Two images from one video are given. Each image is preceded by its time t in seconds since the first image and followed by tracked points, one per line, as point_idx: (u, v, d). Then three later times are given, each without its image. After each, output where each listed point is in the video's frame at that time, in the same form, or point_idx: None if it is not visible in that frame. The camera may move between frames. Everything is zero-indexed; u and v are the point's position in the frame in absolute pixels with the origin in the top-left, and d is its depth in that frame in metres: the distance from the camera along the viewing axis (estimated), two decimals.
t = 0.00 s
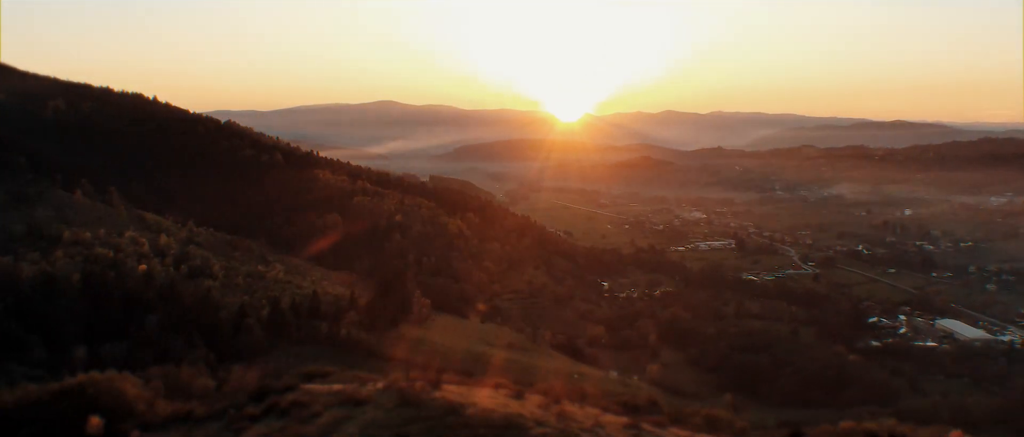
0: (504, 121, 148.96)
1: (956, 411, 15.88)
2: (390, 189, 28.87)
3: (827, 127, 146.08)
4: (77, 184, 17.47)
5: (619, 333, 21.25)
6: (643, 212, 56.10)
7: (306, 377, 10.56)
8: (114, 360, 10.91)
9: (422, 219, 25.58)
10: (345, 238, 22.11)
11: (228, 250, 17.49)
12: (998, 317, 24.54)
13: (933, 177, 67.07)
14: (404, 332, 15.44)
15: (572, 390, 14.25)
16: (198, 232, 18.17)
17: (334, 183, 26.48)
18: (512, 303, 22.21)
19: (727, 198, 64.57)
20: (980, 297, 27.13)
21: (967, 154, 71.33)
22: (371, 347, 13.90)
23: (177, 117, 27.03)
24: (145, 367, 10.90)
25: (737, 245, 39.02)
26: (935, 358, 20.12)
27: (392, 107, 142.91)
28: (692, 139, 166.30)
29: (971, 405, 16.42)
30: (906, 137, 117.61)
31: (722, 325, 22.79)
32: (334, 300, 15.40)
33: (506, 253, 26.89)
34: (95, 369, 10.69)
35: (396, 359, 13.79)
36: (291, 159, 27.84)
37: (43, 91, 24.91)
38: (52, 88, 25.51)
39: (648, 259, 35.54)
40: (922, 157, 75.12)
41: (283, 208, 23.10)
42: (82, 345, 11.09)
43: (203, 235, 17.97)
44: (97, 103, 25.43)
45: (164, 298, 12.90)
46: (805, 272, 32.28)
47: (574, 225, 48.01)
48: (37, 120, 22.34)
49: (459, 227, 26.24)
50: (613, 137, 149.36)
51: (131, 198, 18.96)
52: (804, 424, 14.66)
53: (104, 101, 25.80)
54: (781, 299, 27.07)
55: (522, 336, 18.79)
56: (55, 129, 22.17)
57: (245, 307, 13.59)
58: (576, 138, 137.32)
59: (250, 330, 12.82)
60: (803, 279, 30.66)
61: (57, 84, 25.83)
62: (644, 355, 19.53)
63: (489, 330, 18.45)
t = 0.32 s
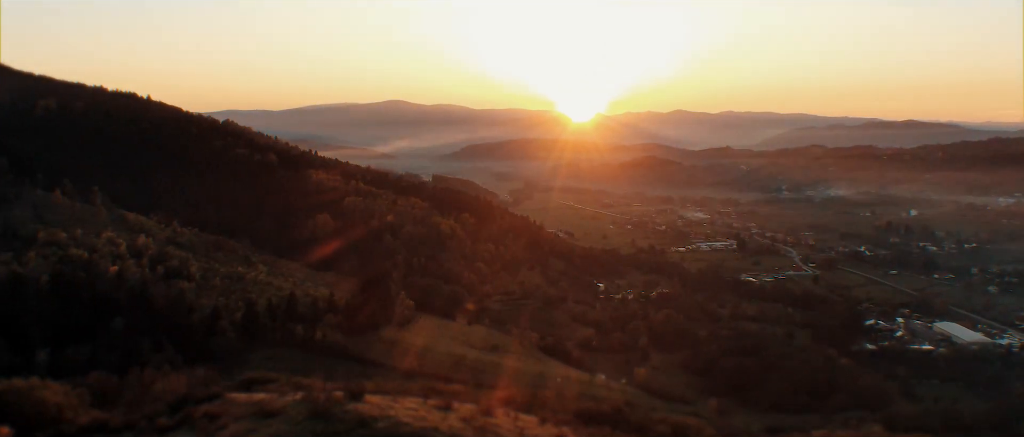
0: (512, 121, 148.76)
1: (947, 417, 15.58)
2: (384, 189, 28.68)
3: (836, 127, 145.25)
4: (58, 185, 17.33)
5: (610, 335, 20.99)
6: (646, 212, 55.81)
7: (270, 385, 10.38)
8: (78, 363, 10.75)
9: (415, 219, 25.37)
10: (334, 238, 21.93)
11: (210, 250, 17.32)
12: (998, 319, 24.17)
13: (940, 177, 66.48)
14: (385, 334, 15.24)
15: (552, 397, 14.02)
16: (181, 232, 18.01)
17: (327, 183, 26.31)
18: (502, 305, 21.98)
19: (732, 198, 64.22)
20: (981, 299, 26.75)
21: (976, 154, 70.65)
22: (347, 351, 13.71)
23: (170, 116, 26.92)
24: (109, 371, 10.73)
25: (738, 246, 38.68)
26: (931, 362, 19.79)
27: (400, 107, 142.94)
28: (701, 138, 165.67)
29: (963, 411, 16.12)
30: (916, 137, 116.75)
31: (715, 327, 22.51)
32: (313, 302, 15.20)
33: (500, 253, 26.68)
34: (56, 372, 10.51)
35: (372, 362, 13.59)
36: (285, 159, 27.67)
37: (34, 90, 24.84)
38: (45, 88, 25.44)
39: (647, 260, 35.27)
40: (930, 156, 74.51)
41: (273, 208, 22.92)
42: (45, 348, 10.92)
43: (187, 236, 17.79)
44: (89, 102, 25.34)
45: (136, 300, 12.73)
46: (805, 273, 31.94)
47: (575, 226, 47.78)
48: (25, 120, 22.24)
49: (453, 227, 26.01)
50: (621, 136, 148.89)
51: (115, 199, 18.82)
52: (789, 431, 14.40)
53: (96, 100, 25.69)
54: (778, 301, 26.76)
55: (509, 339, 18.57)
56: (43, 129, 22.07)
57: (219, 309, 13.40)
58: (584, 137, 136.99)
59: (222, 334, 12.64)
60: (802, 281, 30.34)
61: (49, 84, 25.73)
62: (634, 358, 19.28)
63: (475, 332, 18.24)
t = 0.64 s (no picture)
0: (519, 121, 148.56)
1: (936, 422, 15.25)
2: (377, 189, 28.51)
3: (847, 127, 144.35)
4: (38, 186, 17.23)
5: (599, 338, 20.74)
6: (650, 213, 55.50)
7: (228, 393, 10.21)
8: (36, 367, 10.60)
9: (406, 220, 25.17)
10: (321, 239, 21.76)
11: (190, 251, 17.18)
12: (997, 322, 23.78)
13: (948, 177, 65.84)
14: (363, 338, 15.04)
15: (529, 402, 13.77)
16: (162, 233, 17.88)
17: (318, 183, 26.14)
18: (492, 307, 21.75)
19: (736, 198, 63.83)
20: (981, 301, 26.35)
21: (984, 154, 70.01)
22: (320, 353, 13.50)
23: (161, 117, 26.84)
24: (68, 379, 10.56)
25: (738, 247, 38.35)
26: (925, 366, 19.42)
27: (407, 107, 143.00)
28: (710, 137, 165.00)
29: (952, 416, 15.81)
30: (926, 137, 115.84)
31: (708, 330, 22.19)
32: (289, 305, 15.00)
33: (493, 254, 26.45)
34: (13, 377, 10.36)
35: (345, 367, 13.40)
36: (277, 159, 27.53)
37: (25, 92, 24.81)
38: (35, 90, 25.38)
39: (645, 260, 35.00)
40: (939, 156, 73.83)
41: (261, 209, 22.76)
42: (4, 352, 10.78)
43: (167, 236, 17.65)
44: (79, 104, 25.28)
45: (103, 303, 12.55)
46: (804, 275, 31.59)
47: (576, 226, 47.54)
48: (13, 121, 22.19)
49: (445, 227, 25.79)
50: (629, 135, 148.45)
51: (97, 200, 18.72)
52: None
53: (87, 102, 25.63)
54: (774, 303, 26.45)
55: (494, 341, 18.36)
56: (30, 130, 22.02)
57: (190, 312, 13.23)
58: (592, 136, 136.65)
59: (190, 338, 12.47)
60: (800, 282, 30.01)
61: (41, 86, 25.70)
62: (622, 361, 19.02)
63: (460, 334, 18.00)
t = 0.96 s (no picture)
0: (526, 121, 148.38)
1: (924, 426, 14.98)
2: (371, 189, 28.35)
3: (856, 127, 143.49)
4: (18, 186, 17.14)
5: (589, 340, 20.52)
6: (652, 214, 55.17)
7: (188, 402, 10.07)
8: None
9: (397, 221, 25.00)
10: (309, 240, 21.66)
11: (171, 251, 17.06)
12: (995, 326, 23.43)
13: (955, 178, 65.27)
14: (341, 340, 14.86)
15: (506, 406, 13.57)
16: (144, 233, 17.77)
17: (310, 183, 25.99)
18: (481, 309, 21.56)
19: (740, 199, 63.44)
20: (980, 304, 25.98)
21: (992, 154, 69.36)
22: (293, 356, 13.33)
23: (154, 117, 26.77)
24: (26, 380, 10.41)
25: (739, 248, 38.03)
26: (918, 370, 19.12)
27: (414, 107, 143.01)
28: (718, 137, 164.36)
29: (941, 421, 15.53)
30: (935, 137, 114.98)
31: (700, 332, 21.94)
32: (265, 306, 14.84)
33: (486, 255, 26.25)
34: None
35: (317, 371, 13.22)
36: (270, 159, 27.40)
37: (16, 92, 24.80)
38: (26, 90, 25.32)
39: (643, 261, 34.75)
40: (947, 156, 73.21)
41: (250, 208, 22.64)
42: None
43: (148, 236, 17.53)
44: (71, 103, 25.25)
45: (72, 304, 12.43)
46: (802, 276, 31.26)
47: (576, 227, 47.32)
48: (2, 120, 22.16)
49: (436, 227, 25.61)
50: (637, 134, 148.03)
51: (81, 200, 18.64)
52: None
53: (78, 101, 25.60)
54: (769, 305, 26.15)
55: (479, 343, 18.17)
56: (19, 129, 21.98)
57: (161, 314, 13.09)
58: (599, 136, 136.32)
59: (158, 342, 12.33)
60: (798, 284, 29.70)
61: (33, 86, 25.69)
62: (610, 364, 18.81)
63: (444, 336, 17.82)
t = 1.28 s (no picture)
0: (533, 122, 148.23)
1: (910, 432, 14.73)
2: (363, 190, 28.20)
3: (865, 127, 142.71)
4: None
5: (577, 342, 20.31)
6: (654, 214, 54.92)
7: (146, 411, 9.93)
8: None
9: (387, 222, 24.84)
10: (296, 241, 21.52)
11: (151, 252, 16.93)
12: (992, 329, 23.11)
13: (962, 179, 64.73)
14: (318, 342, 14.70)
15: (482, 411, 13.37)
16: (126, 234, 17.67)
17: (300, 183, 25.86)
18: (469, 311, 21.37)
19: (744, 199, 63.08)
20: (979, 307, 25.64)
21: (999, 154, 68.77)
22: (266, 359, 13.16)
23: (145, 118, 26.71)
24: None
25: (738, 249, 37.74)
26: (910, 374, 18.83)
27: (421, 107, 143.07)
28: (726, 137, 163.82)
29: (928, 427, 15.27)
30: (944, 137, 114.19)
31: (691, 335, 21.71)
32: (241, 308, 14.69)
33: (478, 255, 26.07)
34: None
35: (289, 374, 13.05)
36: (262, 160, 27.29)
37: (7, 93, 24.79)
38: (17, 92, 25.25)
39: (641, 262, 34.53)
40: (954, 156, 72.62)
41: (238, 208, 22.52)
42: None
43: (129, 237, 17.42)
44: (61, 104, 25.22)
45: (39, 308, 12.32)
46: (800, 278, 30.96)
47: (576, 228, 47.10)
48: None
49: (428, 228, 25.44)
50: (644, 134, 147.72)
51: (63, 201, 18.56)
52: None
53: (69, 103, 25.57)
54: (764, 307, 25.88)
55: (463, 346, 18.00)
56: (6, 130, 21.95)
57: (132, 317, 12.96)
58: (606, 136, 136.08)
59: (126, 346, 12.19)
60: (795, 286, 29.42)
61: (24, 88, 25.69)
62: (596, 367, 18.61)
63: (428, 338, 17.65)
